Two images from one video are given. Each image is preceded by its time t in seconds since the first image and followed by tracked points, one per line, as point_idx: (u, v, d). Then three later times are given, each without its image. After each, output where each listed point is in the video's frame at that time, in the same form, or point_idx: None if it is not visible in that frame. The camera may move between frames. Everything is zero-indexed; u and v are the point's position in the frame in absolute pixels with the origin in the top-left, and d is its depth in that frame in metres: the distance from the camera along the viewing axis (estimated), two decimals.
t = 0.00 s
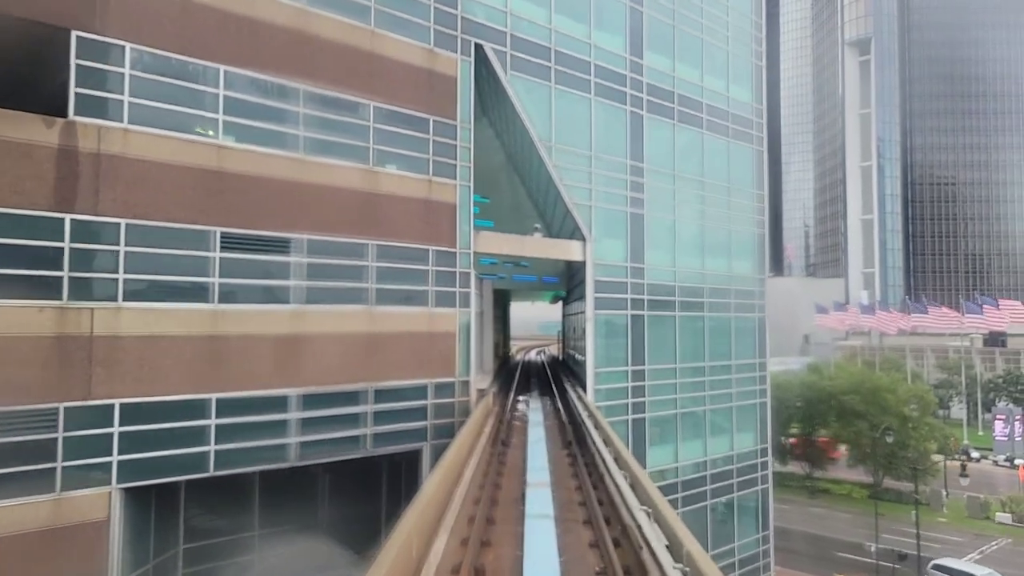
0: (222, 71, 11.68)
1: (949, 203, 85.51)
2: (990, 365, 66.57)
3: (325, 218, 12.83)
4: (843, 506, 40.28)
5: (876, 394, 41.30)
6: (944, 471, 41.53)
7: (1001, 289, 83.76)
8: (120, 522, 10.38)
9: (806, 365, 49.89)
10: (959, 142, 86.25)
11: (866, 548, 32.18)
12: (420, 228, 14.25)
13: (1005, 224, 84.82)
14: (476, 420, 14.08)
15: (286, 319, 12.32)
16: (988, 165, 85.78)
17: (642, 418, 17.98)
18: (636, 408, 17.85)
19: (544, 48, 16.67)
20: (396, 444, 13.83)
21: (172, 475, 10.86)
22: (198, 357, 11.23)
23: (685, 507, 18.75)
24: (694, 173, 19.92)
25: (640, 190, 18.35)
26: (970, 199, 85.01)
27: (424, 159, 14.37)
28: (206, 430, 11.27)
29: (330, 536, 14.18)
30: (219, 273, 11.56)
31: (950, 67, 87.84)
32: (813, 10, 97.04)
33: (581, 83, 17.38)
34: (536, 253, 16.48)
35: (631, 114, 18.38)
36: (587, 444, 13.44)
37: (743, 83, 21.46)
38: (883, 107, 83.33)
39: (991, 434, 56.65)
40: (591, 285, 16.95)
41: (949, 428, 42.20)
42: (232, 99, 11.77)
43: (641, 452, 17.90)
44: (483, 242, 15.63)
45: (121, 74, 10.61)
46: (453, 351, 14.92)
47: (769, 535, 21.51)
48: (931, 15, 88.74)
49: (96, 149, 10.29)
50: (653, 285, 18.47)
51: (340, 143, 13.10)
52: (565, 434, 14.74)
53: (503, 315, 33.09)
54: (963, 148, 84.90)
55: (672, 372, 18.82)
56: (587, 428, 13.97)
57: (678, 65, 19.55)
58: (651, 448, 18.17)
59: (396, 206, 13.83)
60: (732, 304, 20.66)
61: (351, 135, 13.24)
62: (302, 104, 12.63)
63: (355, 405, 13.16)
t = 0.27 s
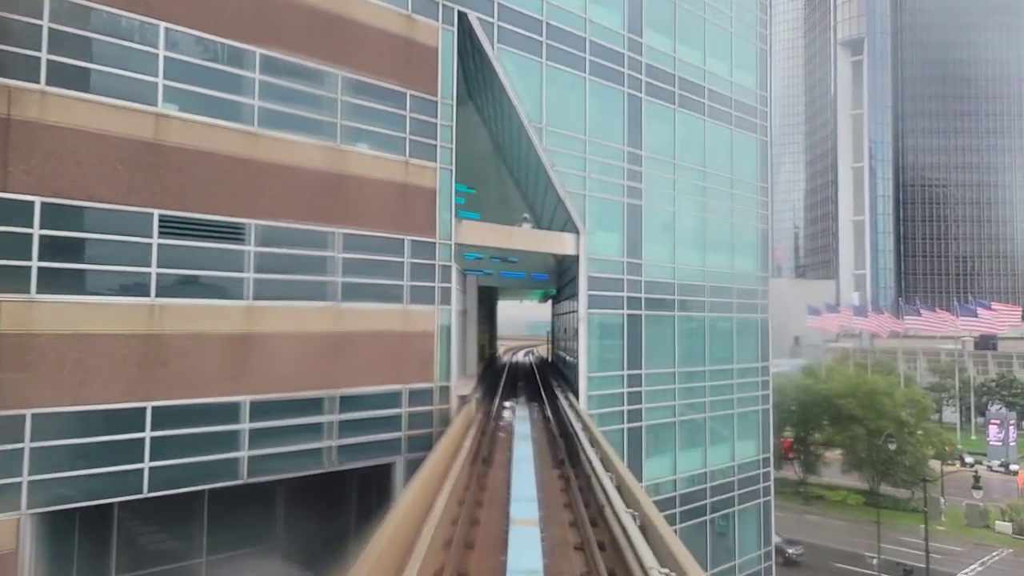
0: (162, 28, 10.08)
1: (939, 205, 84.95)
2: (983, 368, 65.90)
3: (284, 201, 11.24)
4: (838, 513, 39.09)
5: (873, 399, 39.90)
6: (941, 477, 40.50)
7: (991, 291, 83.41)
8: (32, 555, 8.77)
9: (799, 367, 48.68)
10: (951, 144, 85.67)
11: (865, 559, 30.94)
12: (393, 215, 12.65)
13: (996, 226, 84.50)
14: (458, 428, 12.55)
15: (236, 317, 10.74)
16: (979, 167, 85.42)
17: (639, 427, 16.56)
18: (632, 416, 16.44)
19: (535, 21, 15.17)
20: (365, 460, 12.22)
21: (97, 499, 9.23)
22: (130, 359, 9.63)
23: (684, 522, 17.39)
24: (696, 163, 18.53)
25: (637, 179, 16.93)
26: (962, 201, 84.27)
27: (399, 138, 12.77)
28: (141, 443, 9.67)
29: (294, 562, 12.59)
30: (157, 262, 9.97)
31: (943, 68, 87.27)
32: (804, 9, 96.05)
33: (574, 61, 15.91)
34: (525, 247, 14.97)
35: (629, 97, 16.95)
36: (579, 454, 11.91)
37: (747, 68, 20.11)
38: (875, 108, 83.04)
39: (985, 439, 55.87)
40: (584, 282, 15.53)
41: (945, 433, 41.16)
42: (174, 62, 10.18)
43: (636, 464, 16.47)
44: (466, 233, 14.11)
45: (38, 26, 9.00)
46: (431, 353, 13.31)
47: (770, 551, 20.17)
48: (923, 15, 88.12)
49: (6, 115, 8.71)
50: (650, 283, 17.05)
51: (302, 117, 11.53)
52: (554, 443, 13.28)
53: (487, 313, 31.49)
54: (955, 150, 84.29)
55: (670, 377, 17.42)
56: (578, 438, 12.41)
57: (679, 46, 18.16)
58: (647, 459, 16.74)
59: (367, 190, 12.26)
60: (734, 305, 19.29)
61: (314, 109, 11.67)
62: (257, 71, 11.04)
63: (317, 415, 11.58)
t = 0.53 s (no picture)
0: None
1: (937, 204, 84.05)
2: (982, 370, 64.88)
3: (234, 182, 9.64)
4: (841, 520, 37.73)
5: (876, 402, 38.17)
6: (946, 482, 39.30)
7: (988, 291, 82.50)
8: None
9: (799, 370, 47.32)
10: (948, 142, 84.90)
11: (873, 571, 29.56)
12: (366, 199, 11.07)
13: (992, 226, 83.75)
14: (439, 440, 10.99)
15: (179, 315, 9.14)
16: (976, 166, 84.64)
17: (641, 437, 15.09)
18: (633, 425, 14.97)
19: None
20: (332, 480, 10.64)
21: (0, 535, 7.56)
22: (44, 366, 8.01)
23: (689, 541, 15.94)
24: (702, 149, 17.07)
25: (639, 165, 15.46)
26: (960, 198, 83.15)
27: (370, 114, 11.19)
28: (57, 467, 8.06)
29: None
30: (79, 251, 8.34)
31: (940, 66, 86.60)
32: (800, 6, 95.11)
33: (571, 33, 14.43)
34: (516, 238, 13.43)
35: (630, 74, 15.45)
36: (574, 465, 10.37)
37: (756, 49, 18.66)
38: (872, 105, 81.88)
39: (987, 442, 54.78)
40: (581, 277, 14.04)
41: (951, 437, 39.97)
42: (101, 13, 8.56)
43: (638, 478, 14.99)
44: (450, 222, 12.55)
45: None
46: (409, 358, 11.73)
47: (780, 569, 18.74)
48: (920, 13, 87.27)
49: None
50: (653, 280, 15.57)
51: (258, 85, 9.99)
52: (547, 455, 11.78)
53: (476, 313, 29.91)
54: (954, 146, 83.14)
55: (675, 383, 15.96)
56: (574, 448, 10.86)
57: (684, 21, 16.68)
58: (650, 473, 15.27)
59: (335, 170, 10.68)
60: (742, 304, 17.85)
61: (270, 76, 10.09)
62: (203, 29, 9.44)
63: (277, 429, 10.01)
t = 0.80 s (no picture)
0: None
1: (937, 204, 83.05)
2: (985, 373, 63.86)
3: (182, 156, 8.18)
4: (847, 529, 36.43)
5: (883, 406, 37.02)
6: (954, 490, 38.13)
7: (988, 293, 81.55)
8: None
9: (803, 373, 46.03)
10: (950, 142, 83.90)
11: None
12: (341, 180, 9.58)
13: (993, 227, 82.83)
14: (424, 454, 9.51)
15: (115, 312, 7.63)
16: (978, 166, 83.68)
17: (649, 450, 13.68)
18: (641, 437, 13.56)
19: None
20: (302, 506, 9.12)
21: None
22: None
23: (700, 563, 14.57)
24: (716, 134, 15.64)
25: (648, 150, 14.04)
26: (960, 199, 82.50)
27: (345, 82, 9.72)
28: None
29: None
30: None
31: (941, 65, 85.69)
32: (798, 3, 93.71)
33: (574, 1, 12.98)
34: (512, 228, 11.96)
35: (638, 49, 13.99)
36: (572, 478, 8.84)
37: (772, 27, 17.25)
38: (873, 104, 80.66)
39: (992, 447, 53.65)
40: (585, 273, 12.65)
41: (959, 443, 38.75)
42: None
43: (646, 495, 13.57)
44: (438, 208, 11.07)
45: None
46: (390, 364, 10.24)
47: None
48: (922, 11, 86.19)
49: None
50: (663, 278, 14.16)
51: (213, 44, 8.52)
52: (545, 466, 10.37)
53: (469, 312, 28.42)
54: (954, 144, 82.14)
55: (687, 390, 14.58)
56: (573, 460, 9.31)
57: None
58: (660, 490, 13.85)
59: (302, 144, 9.20)
60: (757, 304, 16.47)
61: (226, 33, 8.62)
62: None
63: (234, 447, 8.53)
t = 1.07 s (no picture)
0: None
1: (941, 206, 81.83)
2: (992, 378, 62.51)
3: (116, 114, 6.60)
4: (855, 539, 35.06)
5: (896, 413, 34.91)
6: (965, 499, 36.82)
7: (995, 296, 80.03)
8: None
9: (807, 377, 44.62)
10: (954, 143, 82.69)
11: None
12: (311, 151, 8.09)
13: (999, 229, 81.40)
14: (409, 474, 8.03)
15: (25, 302, 6.03)
16: (983, 168, 82.47)
17: (663, 466, 12.29)
18: (654, 451, 12.17)
19: None
20: (264, 540, 7.57)
21: None
22: None
23: None
24: (736, 116, 14.23)
25: (664, 132, 12.64)
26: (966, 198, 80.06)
27: (317, 38, 8.25)
28: None
29: None
30: None
31: (946, 66, 84.75)
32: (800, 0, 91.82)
33: None
34: (512, 215, 10.50)
35: (655, 19, 12.54)
36: (583, 509, 7.25)
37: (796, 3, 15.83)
38: (878, 105, 78.93)
39: (1002, 454, 52.30)
40: (594, 268, 11.25)
41: (972, 450, 37.45)
42: None
43: (660, 516, 12.17)
44: (429, 189, 9.61)
45: None
46: (370, 369, 8.73)
47: None
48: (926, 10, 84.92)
49: None
50: (680, 274, 12.77)
51: None
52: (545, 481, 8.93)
53: (465, 312, 26.96)
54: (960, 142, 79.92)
55: (704, 399, 13.21)
56: (583, 484, 7.74)
57: None
58: (674, 510, 12.46)
59: (266, 108, 7.71)
60: (778, 304, 15.08)
61: None
62: None
63: (182, 471, 6.95)
